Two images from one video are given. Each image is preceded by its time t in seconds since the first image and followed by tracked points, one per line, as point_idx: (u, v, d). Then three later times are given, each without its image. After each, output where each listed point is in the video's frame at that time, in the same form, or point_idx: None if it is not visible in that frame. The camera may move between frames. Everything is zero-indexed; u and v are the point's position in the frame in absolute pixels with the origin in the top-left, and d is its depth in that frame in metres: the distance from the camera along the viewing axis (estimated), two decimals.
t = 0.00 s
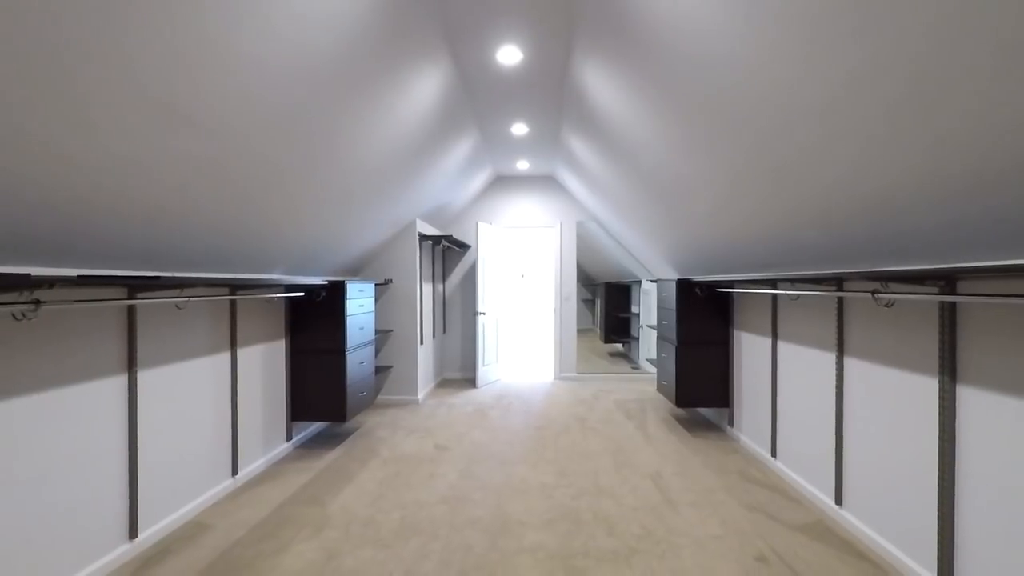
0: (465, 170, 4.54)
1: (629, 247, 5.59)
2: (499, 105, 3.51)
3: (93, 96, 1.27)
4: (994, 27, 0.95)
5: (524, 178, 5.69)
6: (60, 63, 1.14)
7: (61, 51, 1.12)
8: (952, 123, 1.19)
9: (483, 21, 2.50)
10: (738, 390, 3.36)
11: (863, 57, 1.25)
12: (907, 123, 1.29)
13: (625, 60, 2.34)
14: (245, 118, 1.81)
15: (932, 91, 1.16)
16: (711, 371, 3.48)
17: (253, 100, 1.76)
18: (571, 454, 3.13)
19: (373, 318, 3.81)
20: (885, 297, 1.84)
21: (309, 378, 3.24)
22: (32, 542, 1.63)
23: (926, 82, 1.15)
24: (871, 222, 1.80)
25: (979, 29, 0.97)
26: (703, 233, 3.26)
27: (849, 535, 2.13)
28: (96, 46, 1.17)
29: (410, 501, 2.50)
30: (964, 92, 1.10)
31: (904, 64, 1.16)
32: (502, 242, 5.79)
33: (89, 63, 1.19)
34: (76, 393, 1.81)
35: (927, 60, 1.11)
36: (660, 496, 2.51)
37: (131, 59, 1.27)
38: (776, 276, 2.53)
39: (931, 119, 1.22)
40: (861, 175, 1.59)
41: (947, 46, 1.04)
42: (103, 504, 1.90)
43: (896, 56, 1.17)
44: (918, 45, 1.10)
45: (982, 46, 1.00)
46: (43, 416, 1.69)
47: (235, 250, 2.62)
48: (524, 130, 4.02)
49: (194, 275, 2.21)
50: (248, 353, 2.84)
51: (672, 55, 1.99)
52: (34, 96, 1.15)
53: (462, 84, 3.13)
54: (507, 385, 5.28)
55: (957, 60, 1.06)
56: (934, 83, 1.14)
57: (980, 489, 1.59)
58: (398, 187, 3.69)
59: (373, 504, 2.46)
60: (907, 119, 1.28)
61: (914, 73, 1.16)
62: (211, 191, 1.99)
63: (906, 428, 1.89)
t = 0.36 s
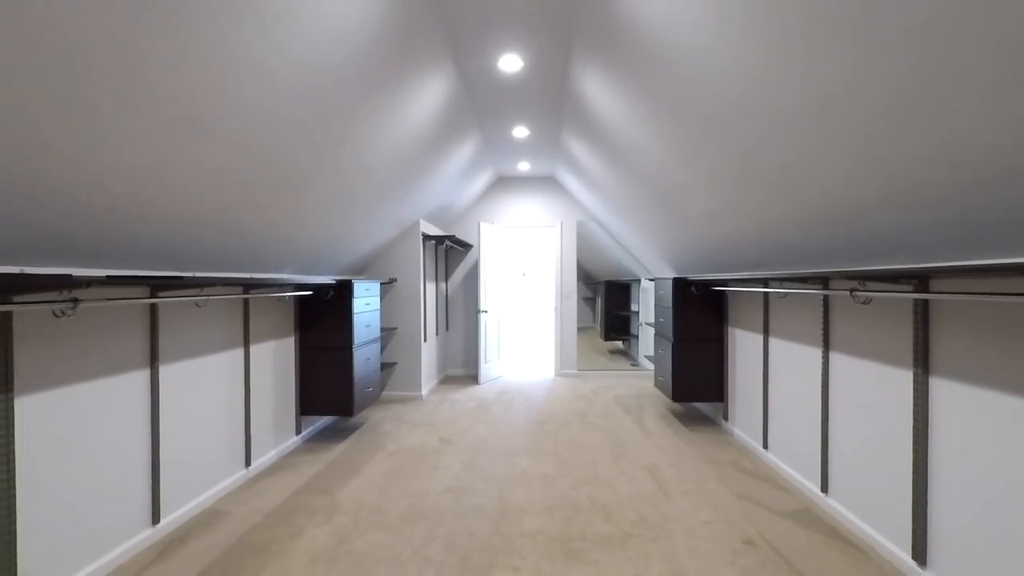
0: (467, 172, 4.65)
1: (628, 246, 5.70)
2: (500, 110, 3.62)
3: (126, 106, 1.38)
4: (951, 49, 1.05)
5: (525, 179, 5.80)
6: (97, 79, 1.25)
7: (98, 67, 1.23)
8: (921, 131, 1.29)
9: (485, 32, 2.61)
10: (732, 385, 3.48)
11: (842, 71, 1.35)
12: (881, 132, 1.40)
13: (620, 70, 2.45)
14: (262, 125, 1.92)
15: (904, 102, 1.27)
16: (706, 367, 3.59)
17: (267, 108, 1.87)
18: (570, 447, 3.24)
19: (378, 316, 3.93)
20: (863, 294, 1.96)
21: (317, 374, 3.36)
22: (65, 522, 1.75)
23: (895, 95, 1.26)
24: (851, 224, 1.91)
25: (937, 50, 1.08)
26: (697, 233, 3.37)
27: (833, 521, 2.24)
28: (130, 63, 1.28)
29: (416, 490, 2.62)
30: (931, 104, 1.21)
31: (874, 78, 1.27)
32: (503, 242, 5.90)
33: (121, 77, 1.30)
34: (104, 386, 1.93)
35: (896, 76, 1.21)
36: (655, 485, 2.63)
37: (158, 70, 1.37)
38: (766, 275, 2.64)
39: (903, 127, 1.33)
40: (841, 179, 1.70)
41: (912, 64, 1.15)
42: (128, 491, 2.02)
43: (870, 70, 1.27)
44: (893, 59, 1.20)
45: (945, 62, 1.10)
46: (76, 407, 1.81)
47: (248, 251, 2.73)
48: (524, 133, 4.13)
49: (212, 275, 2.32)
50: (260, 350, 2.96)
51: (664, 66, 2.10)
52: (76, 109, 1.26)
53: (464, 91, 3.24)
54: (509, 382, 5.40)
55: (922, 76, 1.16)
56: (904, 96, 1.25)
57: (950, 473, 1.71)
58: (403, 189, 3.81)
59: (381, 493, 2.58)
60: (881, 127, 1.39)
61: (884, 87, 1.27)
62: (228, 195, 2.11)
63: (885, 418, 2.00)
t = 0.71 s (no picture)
0: (466, 172, 4.73)
1: (625, 245, 5.78)
2: (497, 113, 3.70)
3: (136, 111, 1.47)
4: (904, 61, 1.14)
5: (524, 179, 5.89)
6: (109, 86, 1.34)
7: (111, 76, 1.32)
8: (887, 135, 1.38)
9: (480, 37, 2.70)
10: (724, 380, 3.56)
11: (813, 78, 1.44)
12: (852, 136, 1.48)
13: (611, 75, 2.54)
14: (263, 128, 2.01)
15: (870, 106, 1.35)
16: (699, 363, 3.68)
17: (268, 113, 1.96)
18: (566, 441, 3.33)
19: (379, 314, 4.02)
20: (841, 292, 2.04)
21: (320, 370, 3.45)
22: (80, 508, 1.84)
23: (860, 100, 1.35)
24: (830, 223, 2.00)
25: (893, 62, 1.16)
26: (689, 233, 3.45)
27: (816, 509, 2.33)
28: (138, 68, 1.37)
29: (415, 481, 2.71)
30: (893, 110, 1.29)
31: (841, 84, 1.36)
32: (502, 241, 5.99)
33: (132, 85, 1.39)
34: (117, 379, 2.02)
35: (860, 85, 1.30)
36: (646, 477, 2.72)
37: (166, 77, 1.46)
38: (754, 273, 2.73)
39: (871, 131, 1.41)
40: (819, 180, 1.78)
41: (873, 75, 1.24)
42: (139, 479, 2.11)
43: (840, 78, 1.36)
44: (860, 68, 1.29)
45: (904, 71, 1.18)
46: (90, 398, 1.90)
47: (253, 251, 2.82)
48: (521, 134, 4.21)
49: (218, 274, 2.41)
50: (264, 347, 3.05)
51: (651, 72, 2.19)
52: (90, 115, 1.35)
53: (462, 94, 3.33)
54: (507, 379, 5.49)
55: (882, 86, 1.25)
56: (869, 102, 1.33)
57: (922, 460, 1.80)
58: (402, 190, 3.89)
59: (381, 484, 2.67)
60: (853, 130, 1.47)
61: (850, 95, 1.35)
62: (233, 196, 2.20)
63: (863, 410, 2.09)
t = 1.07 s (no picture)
0: (466, 173, 4.83)
1: (623, 245, 5.87)
2: (496, 116, 3.80)
3: (151, 118, 1.56)
4: (866, 75, 1.23)
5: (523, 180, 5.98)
6: (127, 95, 1.44)
7: (128, 85, 1.41)
8: (857, 141, 1.47)
9: (477, 44, 2.79)
10: (717, 377, 3.65)
11: (789, 88, 1.53)
12: (826, 142, 1.58)
13: (604, 81, 2.63)
14: (269, 132, 2.11)
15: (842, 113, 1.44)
16: (693, 360, 3.77)
17: (274, 117, 2.06)
18: (562, 435, 3.43)
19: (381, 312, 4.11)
20: (823, 290, 2.14)
21: (323, 367, 3.55)
22: (95, 494, 1.93)
23: (830, 109, 1.44)
24: (812, 224, 2.09)
25: (857, 75, 1.25)
26: (683, 233, 3.55)
27: (801, 499, 2.42)
28: (154, 78, 1.46)
29: (415, 473, 2.80)
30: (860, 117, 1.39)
31: (812, 94, 1.45)
32: (501, 240, 6.08)
33: (148, 93, 1.48)
34: (133, 372, 2.12)
35: (830, 94, 1.39)
36: (639, 468, 2.81)
37: (179, 86, 1.56)
38: (743, 272, 2.82)
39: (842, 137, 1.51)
40: (799, 183, 1.88)
41: (841, 85, 1.32)
42: (151, 468, 2.21)
43: (812, 88, 1.45)
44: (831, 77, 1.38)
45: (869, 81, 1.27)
46: (106, 389, 2.00)
47: (259, 251, 2.92)
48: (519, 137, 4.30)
49: (226, 272, 2.51)
50: (269, 342, 3.15)
51: (641, 79, 2.28)
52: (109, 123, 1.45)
53: (461, 98, 3.42)
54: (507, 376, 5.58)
55: (849, 97, 1.34)
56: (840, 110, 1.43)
57: (896, 450, 1.89)
58: (404, 191, 3.98)
59: (382, 476, 2.76)
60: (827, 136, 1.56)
61: (822, 103, 1.44)
62: (241, 197, 2.29)
63: (845, 402, 2.18)
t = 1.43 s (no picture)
0: (469, 173, 4.90)
1: (623, 244, 5.94)
2: (498, 117, 3.87)
3: (168, 122, 1.63)
4: (851, 84, 1.30)
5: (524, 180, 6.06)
6: (146, 101, 1.51)
7: (147, 92, 1.48)
8: (843, 147, 1.54)
9: (480, 48, 2.86)
10: (715, 374, 3.72)
11: (779, 95, 1.60)
12: (815, 147, 1.64)
13: (604, 85, 2.70)
14: (279, 135, 2.18)
15: (829, 120, 1.51)
16: (691, 358, 3.84)
17: (283, 121, 2.13)
18: (563, 430, 3.50)
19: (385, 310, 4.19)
20: (815, 289, 2.21)
21: (329, 363, 3.63)
22: (112, 484, 2.01)
23: (819, 116, 1.51)
24: (805, 225, 2.16)
25: (844, 84, 1.32)
26: (681, 233, 3.62)
27: (794, 492, 2.49)
28: (171, 85, 1.53)
29: (418, 467, 2.87)
30: (846, 125, 1.46)
31: (802, 102, 1.52)
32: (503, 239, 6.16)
33: (165, 98, 1.55)
34: (146, 367, 2.20)
35: (818, 100, 1.46)
36: (637, 463, 2.89)
37: (194, 92, 1.62)
38: (739, 271, 2.89)
39: (829, 143, 1.58)
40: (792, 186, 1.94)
41: (828, 93, 1.39)
42: (165, 460, 2.28)
43: (801, 95, 1.52)
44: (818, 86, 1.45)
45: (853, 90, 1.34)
46: (123, 384, 2.07)
47: (267, 250, 2.99)
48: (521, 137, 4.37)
49: (236, 271, 2.58)
50: (277, 339, 3.22)
51: (639, 84, 2.35)
52: (128, 127, 1.52)
53: (464, 100, 3.49)
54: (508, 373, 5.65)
55: (836, 104, 1.41)
56: (826, 117, 1.50)
57: (884, 442, 1.96)
58: (408, 191, 4.06)
59: (387, 469, 2.84)
60: (816, 142, 1.63)
61: (811, 109, 1.51)
62: (250, 198, 2.36)
63: (836, 398, 2.25)
